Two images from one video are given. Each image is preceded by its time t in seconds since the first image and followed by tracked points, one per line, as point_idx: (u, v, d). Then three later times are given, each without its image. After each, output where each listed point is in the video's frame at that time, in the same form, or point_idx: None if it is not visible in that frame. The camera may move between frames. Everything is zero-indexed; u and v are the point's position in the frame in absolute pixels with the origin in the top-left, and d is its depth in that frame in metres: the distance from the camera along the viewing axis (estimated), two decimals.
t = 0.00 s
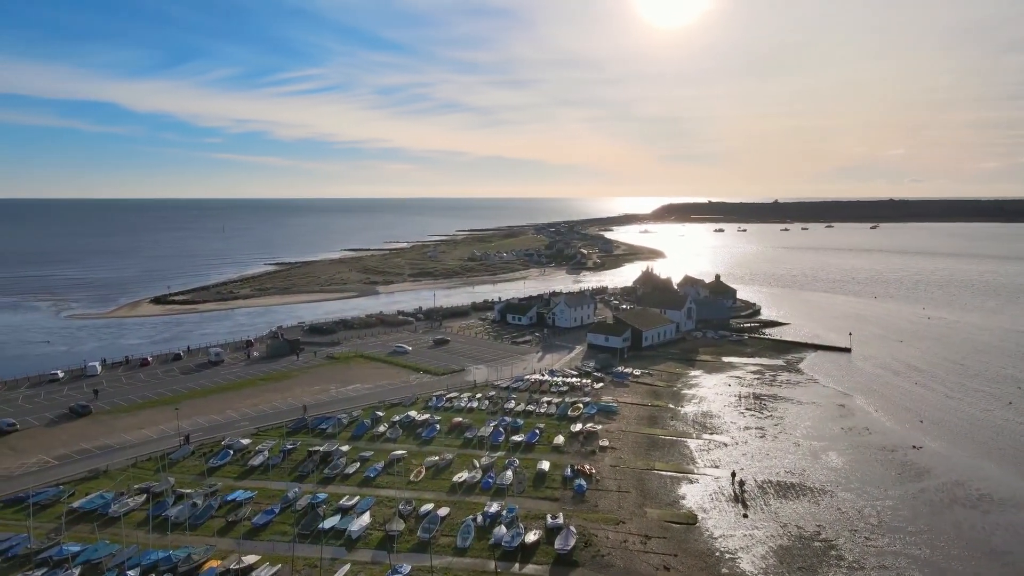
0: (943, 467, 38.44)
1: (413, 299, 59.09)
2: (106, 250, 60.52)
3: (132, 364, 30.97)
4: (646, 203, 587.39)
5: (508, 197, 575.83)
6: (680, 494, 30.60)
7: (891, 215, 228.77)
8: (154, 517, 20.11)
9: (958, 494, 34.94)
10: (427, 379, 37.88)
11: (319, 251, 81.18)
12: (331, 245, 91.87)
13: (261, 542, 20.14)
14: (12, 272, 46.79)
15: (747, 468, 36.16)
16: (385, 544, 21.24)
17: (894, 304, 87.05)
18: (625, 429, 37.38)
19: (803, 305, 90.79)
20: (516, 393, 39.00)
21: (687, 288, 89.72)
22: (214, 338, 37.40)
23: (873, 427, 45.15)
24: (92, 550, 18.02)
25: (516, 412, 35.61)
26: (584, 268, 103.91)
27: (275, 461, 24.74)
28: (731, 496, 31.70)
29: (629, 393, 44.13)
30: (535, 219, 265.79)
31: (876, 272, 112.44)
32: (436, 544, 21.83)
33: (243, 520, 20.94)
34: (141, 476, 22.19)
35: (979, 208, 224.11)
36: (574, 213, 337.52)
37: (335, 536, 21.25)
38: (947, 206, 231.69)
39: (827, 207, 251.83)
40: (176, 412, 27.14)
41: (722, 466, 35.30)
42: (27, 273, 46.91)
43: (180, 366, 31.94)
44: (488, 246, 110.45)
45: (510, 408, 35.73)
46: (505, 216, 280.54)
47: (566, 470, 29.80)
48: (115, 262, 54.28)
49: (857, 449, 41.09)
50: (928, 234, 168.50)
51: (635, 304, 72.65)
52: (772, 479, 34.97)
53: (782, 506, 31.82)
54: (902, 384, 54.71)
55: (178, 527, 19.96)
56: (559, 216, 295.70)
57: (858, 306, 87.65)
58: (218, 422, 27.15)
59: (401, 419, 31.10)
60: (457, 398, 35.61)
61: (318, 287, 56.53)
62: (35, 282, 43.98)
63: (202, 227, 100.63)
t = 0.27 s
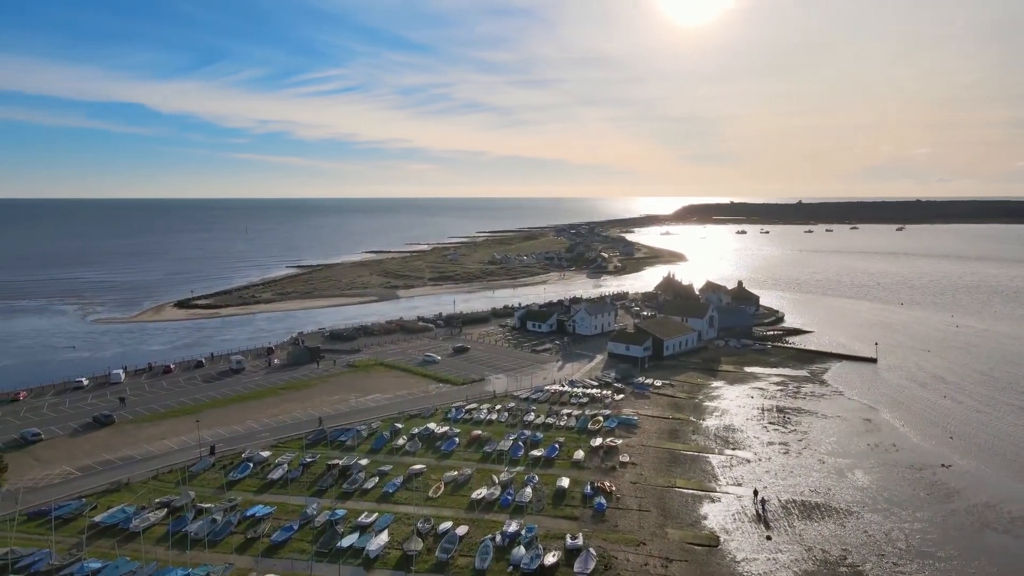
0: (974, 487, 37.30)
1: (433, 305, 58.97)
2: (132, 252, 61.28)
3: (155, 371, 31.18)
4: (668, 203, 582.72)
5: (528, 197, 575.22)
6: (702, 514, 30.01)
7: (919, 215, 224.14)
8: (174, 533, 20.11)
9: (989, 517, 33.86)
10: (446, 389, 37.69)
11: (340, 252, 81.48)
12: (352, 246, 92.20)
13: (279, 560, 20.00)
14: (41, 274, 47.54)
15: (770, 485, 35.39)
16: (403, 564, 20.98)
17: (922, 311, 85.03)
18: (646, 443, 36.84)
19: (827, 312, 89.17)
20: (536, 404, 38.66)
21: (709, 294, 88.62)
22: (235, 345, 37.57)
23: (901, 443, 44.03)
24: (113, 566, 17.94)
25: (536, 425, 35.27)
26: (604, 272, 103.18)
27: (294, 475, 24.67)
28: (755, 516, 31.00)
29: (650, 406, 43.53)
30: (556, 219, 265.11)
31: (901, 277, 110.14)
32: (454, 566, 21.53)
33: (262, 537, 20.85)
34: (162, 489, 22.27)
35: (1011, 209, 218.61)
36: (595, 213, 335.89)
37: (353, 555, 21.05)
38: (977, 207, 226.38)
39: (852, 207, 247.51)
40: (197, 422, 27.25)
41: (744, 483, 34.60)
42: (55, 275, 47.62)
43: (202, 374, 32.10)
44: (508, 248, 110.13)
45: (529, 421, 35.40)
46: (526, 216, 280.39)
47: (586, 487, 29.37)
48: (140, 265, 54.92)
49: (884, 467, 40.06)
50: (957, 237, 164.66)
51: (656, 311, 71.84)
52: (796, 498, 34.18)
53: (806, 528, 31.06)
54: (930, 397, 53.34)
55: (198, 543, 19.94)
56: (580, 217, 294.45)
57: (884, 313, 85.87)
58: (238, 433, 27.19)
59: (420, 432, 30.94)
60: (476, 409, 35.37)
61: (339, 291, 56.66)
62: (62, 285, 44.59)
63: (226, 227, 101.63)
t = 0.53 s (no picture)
0: (1004, 508, 36.19)
1: (451, 310, 58.85)
2: (155, 254, 61.96)
3: (176, 379, 31.31)
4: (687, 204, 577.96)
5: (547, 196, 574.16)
6: (723, 534, 29.40)
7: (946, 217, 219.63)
8: (192, 548, 20.06)
9: (1020, 541, 32.87)
10: (464, 400, 37.44)
11: (360, 254, 81.72)
12: (371, 247, 92.47)
13: None
14: (66, 276, 48.20)
15: (793, 503, 34.62)
16: None
17: (950, 318, 83.11)
18: (665, 457, 36.31)
19: (851, 319, 87.56)
20: (554, 416, 38.30)
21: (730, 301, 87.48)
22: (255, 351, 37.69)
23: (927, 459, 42.95)
24: None
25: (554, 438, 34.93)
26: (624, 276, 102.41)
27: (312, 489, 24.57)
28: (777, 537, 30.27)
29: (670, 418, 42.95)
30: (574, 220, 264.33)
31: (926, 281, 107.91)
32: None
33: (279, 553, 20.72)
34: (181, 502, 22.29)
35: None
36: (614, 214, 334.10)
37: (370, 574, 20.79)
38: (1006, 208, 221.32)
39: (876, 208, 243.37)
40: (217, 431, 27.29)
41: (766, 501, 33.92)
42: (80, 277, 48.25)
43: (222, 382, 32.18)
44: (527, 251, 109.79)
45: (548, 434, 35.06)
46: (545, 217, 279.98)
47: (605, 504, 28.93)
48: (162, 267, 55.48)
49: (910, 484, 39.03)
50: (986, 240, 160.93)
51: (676, 318, 71.03)
52: (819, 517, 33.40)
53: (830, 550, 30.30)
54: (958, 410, 52.00)
55: (216, 559, 19.86)
56: (599, 218, 292.98)
57: (909, 320, 84.14)
58: (257, 444, 27.17)
59: (438, 444, 30.76)
60: (494, 421, 35.11)
61: (358, 295, 56.75)
62: (87, 288, 45.13)
63: (247, 228, 102.44)
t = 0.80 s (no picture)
0: None
1: (471, 316, 58.64)
2: (180, 256, 62.64)
3: (198, 387, 31.46)
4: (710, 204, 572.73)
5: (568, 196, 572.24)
6: (746, 556, 28.75)
7: (977, 219, 214.47)
8: (212, 564, 19.97)
9: None
10: (484, 411, 37.21)
11: (380, 256, 81.92)
12: (392, 249, 92.70)
13: None
14: (93, 279, 48.85)
15: (818, 524, 33.81)
16: None
17: (980, 327, 80.98)
18: (687, 473, 35.72)
19: (877, 326, 85.78)
20: (575, 429, 37.90)
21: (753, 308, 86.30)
22: (276, 358, 37.77)
23: (957, 478, 41.74)
24: None
25: (574, 452, 34.53)
26: (645, 280, 101.52)
27: (331, 504, 24.46)
28: (802, 560, 29.51)
29: (691, 431, 42.28)
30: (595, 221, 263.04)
31: (955, 287, 105.38)
32: None
33: (298, 570, 20.53)
34: (201, 516, 22.29)
35: None
36: (636, 215, 331.96)
37: None
38: None
39: (904, 210, 238.57)
40: (238, 443, 27.33)
41: (790, 521, 33.14)
42: (107, 280, 48.86)
43: (244, 390, 32.29)
44: (547, 254, 109.36)
45: (568, 448, 34.69)
46: (566, 217, 279.02)
47: (625, 522, 28.44)
48: (186, 269, 56.04)
49: (940, 505, 37.92)
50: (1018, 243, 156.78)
51: (697, 326, 70.17)
52: (845, 539, 32.55)
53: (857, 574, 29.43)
54: (989, 425, 50.54)
55: None
56: (619, 219, 291.25)
57: (938, 328, 82.17)
58: (277, 456, 27.17)
59: (457, 457, 30.58)
60: (514, 433, 34.80)
61: (379, 299, 56.78)
62: (113, 291, 45.67)
63: (270, 228, 103.32)
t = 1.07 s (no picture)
0: None
1: (491, 322, 58.38)
2: (203, 258, 63.22)
3: (220, 395, 31.57)
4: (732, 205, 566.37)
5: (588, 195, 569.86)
6: None
7: (1009, 221, 208.96)
8: None
9: None
10: (504, 422, 36.92)
11: (401, 258, 82.04)
12: (413, 250, 92.79)
13: None
14: (119, 281, 49.43)
15: (844, 545, 32.90)
16: None
17: (1013, 336, 78.67)
18: (709, 489, 35.04)
19: (905, 335, 83.85)
20: (595, 442, 37.43)
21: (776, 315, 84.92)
22: (297, 365, 37.81)
23: (988, 498, 40.43)
24: None
25: (595, 467, 34.06)
26: (666, 285, 100.48)
27: (350, 519, 24.29)
28: None
29: (713, 446, 41.55)
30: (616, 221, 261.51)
31: (985, 293, 102.78)
32: None
33: None
34: (222, 530, 22.24)
35: None
36: (656, 216, 329.48)
37: None
38: None
39: (933, 211, 233.34)
40: (259, 454, 27.33)
41: (816, 542, 32.28)
42: (132, 283, 49.37)
43: (265, 399, 32.33)
44: (567, 257, 108.77)
45: (588, 462, 34.24)
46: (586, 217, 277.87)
47: (647, 542, 27.86)
48: (210, 272, 56.52)
49: (972, 526, 36.70)
50: None
51: (720, 335, 69.23)
52: (873, 563, 31.60)
53: None
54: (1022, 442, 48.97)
55: None
56: (641, 220, 289.15)
57: (968, 337, 80.06)
58: (297, 468, 27.11)
59: (477, 471, 30.32)
60: (534, 446, 34.44)
61: (399, 304, 56.72)
62: (138, 294, 46.15)
63: (293, 230, 104.14)
